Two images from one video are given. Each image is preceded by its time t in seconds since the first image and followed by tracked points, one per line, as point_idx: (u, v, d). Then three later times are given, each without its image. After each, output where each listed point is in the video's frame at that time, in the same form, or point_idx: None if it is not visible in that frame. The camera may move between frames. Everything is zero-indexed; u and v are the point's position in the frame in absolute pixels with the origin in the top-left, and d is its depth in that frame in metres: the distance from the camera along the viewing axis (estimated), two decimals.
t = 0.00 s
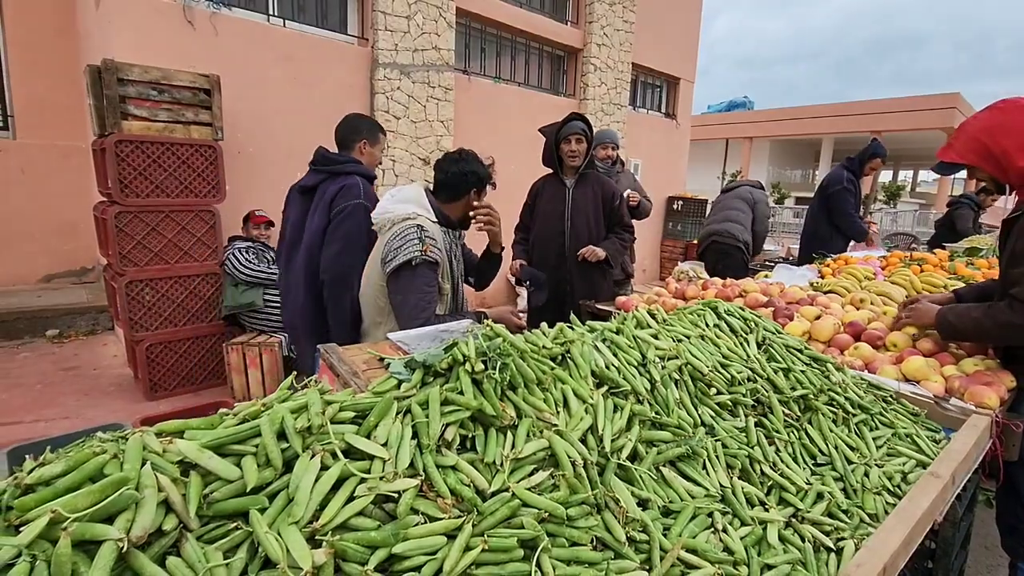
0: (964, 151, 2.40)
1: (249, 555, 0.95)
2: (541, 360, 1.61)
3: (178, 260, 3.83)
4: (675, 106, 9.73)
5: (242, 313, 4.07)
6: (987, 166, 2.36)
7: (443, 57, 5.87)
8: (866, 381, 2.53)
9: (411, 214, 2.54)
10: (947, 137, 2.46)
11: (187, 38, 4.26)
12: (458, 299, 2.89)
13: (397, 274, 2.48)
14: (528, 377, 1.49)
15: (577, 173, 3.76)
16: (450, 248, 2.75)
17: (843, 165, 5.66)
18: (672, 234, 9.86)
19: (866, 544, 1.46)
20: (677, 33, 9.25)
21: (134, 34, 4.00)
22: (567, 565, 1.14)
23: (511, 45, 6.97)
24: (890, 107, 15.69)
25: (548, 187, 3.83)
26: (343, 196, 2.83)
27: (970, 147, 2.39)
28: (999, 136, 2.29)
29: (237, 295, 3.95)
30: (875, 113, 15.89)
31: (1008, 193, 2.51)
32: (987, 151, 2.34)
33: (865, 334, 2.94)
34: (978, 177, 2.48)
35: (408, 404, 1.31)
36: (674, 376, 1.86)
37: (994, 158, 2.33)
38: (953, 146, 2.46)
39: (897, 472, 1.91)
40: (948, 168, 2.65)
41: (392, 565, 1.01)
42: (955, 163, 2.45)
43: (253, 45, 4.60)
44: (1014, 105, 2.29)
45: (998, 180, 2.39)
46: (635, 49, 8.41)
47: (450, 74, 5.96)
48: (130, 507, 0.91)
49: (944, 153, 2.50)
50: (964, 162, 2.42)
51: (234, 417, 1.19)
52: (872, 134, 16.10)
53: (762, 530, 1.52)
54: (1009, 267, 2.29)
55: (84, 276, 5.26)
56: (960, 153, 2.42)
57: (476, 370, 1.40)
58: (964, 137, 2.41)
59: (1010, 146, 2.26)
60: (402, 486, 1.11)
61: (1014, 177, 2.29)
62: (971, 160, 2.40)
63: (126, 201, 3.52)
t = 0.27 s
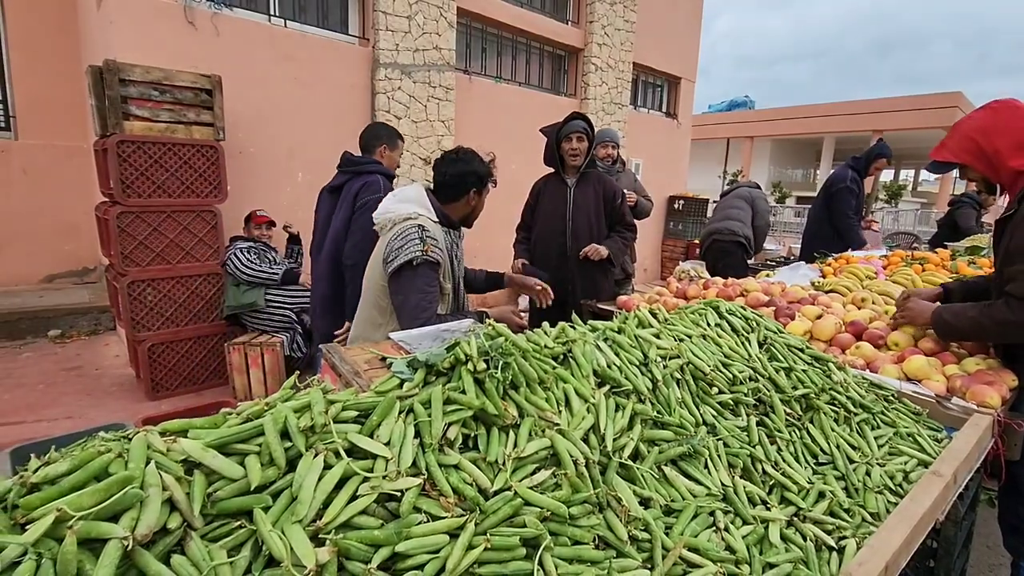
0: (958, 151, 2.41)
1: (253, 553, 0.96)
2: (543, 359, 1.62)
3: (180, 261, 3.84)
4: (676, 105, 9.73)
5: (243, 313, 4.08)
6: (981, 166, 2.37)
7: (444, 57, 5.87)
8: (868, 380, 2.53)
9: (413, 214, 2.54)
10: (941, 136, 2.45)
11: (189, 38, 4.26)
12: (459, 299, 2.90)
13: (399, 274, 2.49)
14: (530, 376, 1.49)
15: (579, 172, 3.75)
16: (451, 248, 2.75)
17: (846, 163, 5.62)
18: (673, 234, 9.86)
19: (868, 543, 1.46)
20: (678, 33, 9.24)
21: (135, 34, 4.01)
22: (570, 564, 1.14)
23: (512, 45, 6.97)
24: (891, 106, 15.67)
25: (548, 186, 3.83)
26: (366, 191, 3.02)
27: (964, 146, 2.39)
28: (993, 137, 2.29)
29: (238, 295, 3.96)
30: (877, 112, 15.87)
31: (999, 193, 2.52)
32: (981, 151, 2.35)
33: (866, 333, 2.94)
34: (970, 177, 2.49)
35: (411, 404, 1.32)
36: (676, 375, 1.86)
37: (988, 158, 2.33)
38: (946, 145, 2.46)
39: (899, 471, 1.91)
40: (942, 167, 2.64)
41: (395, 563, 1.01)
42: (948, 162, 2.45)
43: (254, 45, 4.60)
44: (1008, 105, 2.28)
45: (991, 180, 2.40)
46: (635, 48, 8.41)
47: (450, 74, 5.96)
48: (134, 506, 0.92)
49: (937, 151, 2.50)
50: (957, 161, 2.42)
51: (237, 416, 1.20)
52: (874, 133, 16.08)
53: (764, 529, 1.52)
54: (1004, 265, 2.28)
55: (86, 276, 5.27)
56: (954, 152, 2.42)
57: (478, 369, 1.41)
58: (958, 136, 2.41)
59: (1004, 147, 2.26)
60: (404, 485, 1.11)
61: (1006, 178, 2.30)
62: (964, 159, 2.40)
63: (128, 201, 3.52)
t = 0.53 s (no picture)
0: (959, 144, 2.40)
1: (255, 551, 0.96)
2: (543, 358, 1.62)
3: (181, 261, 3.84)
4: (677, 105, 9.72)
5: (244, 312, 4.08)
6: (981, 161, 2.37)
7: (445, 57, 5.87)
8: (869, 379, 2.53)
9: (415, 214, 2.55)
10: (945, 128, 2.45)
11: (190, 38, 4.27)
12: (461, 299, 2.90)
13: (400, 273, 2.49)
14: (530, 375, 1.50)
15: (581, 175, 3.74)
16: (454, 248, 2.75)
17: (848, 163, 5.62)
18: (674, 233, 9.86)
19: (869, 542, 1.46)
20: (678, 32, 9.23)
21: (137, 34, 4.02)
22: (570, 563, 1.14)
23: (512, 44, 6.96)
24: (893, 105, 15.63)
25: (552, 186, 3.83)
26: (384, 185, 3.07)
27: (967, 139, 2.39)
28: (996, 131, 2.29)
29: (239, 295, 3.97)
30: (878, 111, 15.85)
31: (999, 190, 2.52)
32: (983, 145, 2.34)
33: (867, 333, 2.94)
34: (971, 171, 2.49)
35: (411, 403, 1.32)
36: (677, 374, 1.86)
37: (989, 153, 2.33)
38: (950, 137, 2.46)
39: (900, 470, 1.91)
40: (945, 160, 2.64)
41: (396, 561, 1.01)
42: (950, 154, 2.45)
43: (255, 45, 4.61)
44: (1015, 100, 2.27)
45: (991, 176, 2.39)
46: (636, 48, 8.41)
47: (451, 74, 5.96)
48: (136, 504, 0.92)
49: (941, 143, 2.50)
50: (959, 154, 2.42)
51: (238, 415, 1.20)
52: (875, 132, 16.05)
53: (765, 528, 1.52)
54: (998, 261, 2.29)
55: (88, 276, 5.28)
56: (956, 144, 2.42)
57: (478, 368, 1.41)
58: (962, 128, 2.40)
59: (1005, 143, 2.26)
60: (405, 483, 1.11)
61: (1005, 174, 2.30)
62: (965, 152, 2.40)
63: (129, 201, 3.53)
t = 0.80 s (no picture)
0: (969, 133, 2.39)
1: (257, 551, 0.96)
2: (544, 359, 1.62)
3: (182, 261, 3.85)
4: (678, 104, 9.71)
5: (246, 313, 4.09)
6: (987, 153, 2.36)
7: (446, 57, 5.87)
8: (870, 379, 2.53)
9: (416, 213, 2.55)
10: (956, 117, 2.44)
11: (191, 38, 4.27)
12: (461, 298, 2.91)
13: (400, 271, 2.51)
14: (531, 375, 1.50)
15: (587, 171, 3.75)
16: (455, 248, 2.76)
17: (850, 162, 5.61)
18: (675, 233, 9.85)
19: (870, 542, 1.46)
20: (679, 31, 9.21)
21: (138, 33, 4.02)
22: (571, 563, 1.15)
23: (513, 44, 6.96)
24: (894, 104, 15.59)
25: (557, 184, 3.85)
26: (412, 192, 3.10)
27: (977, 131, 2.38)
28: (1008, 124, 2.28)
29: (240, 295, 3.97)
30: (879, 110, 15.82)
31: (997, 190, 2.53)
32: (993, 137, 2.34)
33: (868, 332, 2.94)
34: (974, 166, 2.49)
35: (412, 403, 1.32)
36: (677, 374, 1.85)
37: (998, 146, 2.32)
38: (960, 128, 2.44)
39: (901, 470, 1.91)
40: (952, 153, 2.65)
41: (397, 561, 1.02)
42: (957, 145, 2.44)
43: (255, 45, 4.61)
44: None
45: (994, 170, 2.40)
46: (637, 47, 8.40)
47: (452, 74, 5.96)
48: (138, 504, 0.92)
49: (949, 134, 2.48)
50: (966, 145, 2.41)
51: (240, 415, 1.20)
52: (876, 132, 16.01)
53: (765, 528, 1.52)
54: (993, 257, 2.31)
55: (90, 276, 5.28)
56: (965, 135, 2.40)
57: (479, 368, 1.41)
58: (973, 120, 2.39)
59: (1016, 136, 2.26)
60: (406, 484, 1.11)
61: (1010, 169, 2.30)
62: (973, 144, 2.39)
63: (131, 201, 3.53)
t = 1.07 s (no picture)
0: (998, 118, 2.32)
1: (256, 550, 0.96)
2: (544, 358, 1.61)
3: (183, 260, 3.85)
4: (678, 104, 9.71)
5: (246, 312, 4.09)
6: (1011, 142, 2.29)
7: (446, 56, 5.86)
8: (871, 378, 2.52)
9: (417, 213, 2.58)
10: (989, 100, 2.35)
11: (190, 38, 4.27)
12: (462, 298, 2.91)
13: (401, 269, 2.52)
14: (531, 375, 1.50)
15: (594, 171, 3.74)
16: (455, 249, 2.80)
17: (854, 162, 5.61)
18: (676, 233, 9.86)
19: (870, 542, 1.46)
20: (679, 30, 9.20)
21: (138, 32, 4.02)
22: (570, 562, 1.14)
23: (513, 43, 6.95)
24: (895, 104, 15.57)
25: (563, 183, 3.84)
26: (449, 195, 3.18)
27: (1006, 116, 2.30)
28: None
29: (241, 294, 3.98)
30: (880, 110, 15.81)
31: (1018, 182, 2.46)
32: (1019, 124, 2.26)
33: (868, 331, 2.96)
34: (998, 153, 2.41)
35: (412, 402, 1.32)
36: (677, 374, 1.85)
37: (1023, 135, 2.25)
38: (990, 111, 2.36)
39: (901, 470, 1.91)
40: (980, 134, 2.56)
41: (397, 561, 1.02)
42: (985, 127, 2.37)
43: (255, 44, 4.61)
44: None
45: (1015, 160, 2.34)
46: (637, 46, 8.40)
47: (452, 73, 5.96)
48: (138, 503, 0.93)
49: (980, 116, 2.41)
50: (992, 129, 2.34)
51: (239, 415, 1.20)
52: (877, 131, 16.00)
53: (765, 527, 1.52)
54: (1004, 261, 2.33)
55: (90, 276, 5.29)
56: (994, 119, 2.33)
57: (479, 367, 1.41)
58: (1006, 104, 2.31)
59: None
60: (406, 483, 1.11)
61: None
62: (1000, 130, 2.32)
63: (131, 200, 3.53)
